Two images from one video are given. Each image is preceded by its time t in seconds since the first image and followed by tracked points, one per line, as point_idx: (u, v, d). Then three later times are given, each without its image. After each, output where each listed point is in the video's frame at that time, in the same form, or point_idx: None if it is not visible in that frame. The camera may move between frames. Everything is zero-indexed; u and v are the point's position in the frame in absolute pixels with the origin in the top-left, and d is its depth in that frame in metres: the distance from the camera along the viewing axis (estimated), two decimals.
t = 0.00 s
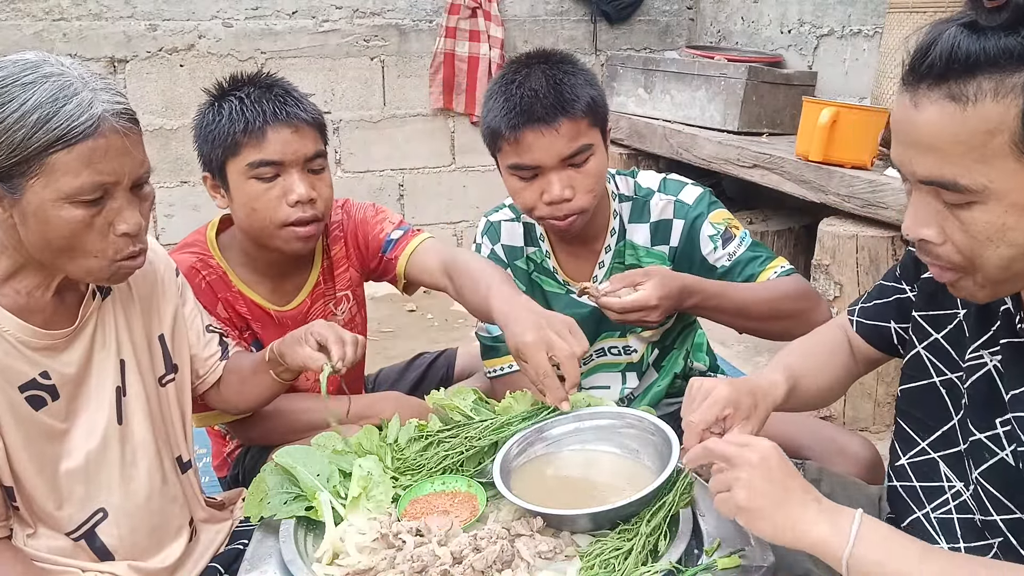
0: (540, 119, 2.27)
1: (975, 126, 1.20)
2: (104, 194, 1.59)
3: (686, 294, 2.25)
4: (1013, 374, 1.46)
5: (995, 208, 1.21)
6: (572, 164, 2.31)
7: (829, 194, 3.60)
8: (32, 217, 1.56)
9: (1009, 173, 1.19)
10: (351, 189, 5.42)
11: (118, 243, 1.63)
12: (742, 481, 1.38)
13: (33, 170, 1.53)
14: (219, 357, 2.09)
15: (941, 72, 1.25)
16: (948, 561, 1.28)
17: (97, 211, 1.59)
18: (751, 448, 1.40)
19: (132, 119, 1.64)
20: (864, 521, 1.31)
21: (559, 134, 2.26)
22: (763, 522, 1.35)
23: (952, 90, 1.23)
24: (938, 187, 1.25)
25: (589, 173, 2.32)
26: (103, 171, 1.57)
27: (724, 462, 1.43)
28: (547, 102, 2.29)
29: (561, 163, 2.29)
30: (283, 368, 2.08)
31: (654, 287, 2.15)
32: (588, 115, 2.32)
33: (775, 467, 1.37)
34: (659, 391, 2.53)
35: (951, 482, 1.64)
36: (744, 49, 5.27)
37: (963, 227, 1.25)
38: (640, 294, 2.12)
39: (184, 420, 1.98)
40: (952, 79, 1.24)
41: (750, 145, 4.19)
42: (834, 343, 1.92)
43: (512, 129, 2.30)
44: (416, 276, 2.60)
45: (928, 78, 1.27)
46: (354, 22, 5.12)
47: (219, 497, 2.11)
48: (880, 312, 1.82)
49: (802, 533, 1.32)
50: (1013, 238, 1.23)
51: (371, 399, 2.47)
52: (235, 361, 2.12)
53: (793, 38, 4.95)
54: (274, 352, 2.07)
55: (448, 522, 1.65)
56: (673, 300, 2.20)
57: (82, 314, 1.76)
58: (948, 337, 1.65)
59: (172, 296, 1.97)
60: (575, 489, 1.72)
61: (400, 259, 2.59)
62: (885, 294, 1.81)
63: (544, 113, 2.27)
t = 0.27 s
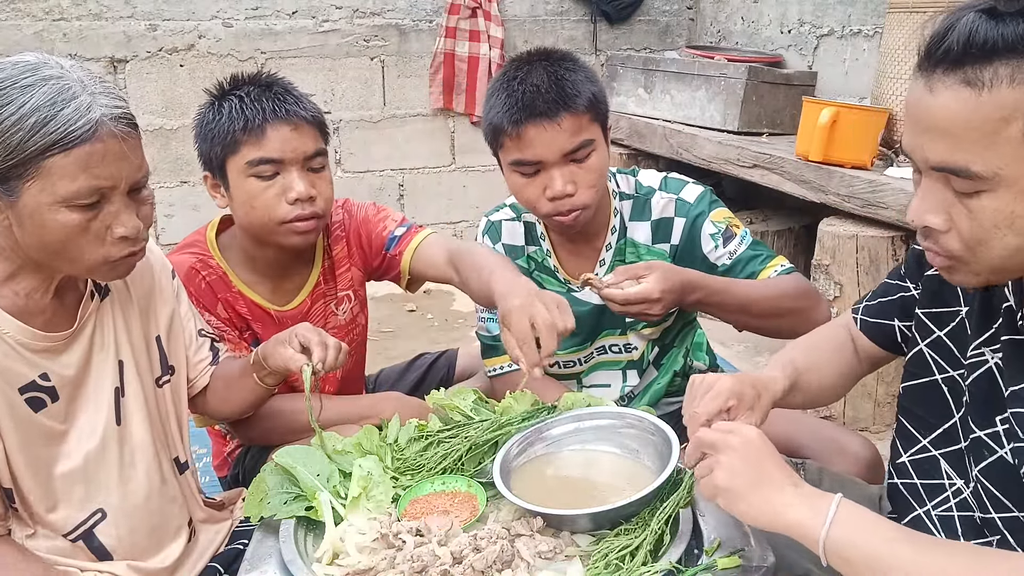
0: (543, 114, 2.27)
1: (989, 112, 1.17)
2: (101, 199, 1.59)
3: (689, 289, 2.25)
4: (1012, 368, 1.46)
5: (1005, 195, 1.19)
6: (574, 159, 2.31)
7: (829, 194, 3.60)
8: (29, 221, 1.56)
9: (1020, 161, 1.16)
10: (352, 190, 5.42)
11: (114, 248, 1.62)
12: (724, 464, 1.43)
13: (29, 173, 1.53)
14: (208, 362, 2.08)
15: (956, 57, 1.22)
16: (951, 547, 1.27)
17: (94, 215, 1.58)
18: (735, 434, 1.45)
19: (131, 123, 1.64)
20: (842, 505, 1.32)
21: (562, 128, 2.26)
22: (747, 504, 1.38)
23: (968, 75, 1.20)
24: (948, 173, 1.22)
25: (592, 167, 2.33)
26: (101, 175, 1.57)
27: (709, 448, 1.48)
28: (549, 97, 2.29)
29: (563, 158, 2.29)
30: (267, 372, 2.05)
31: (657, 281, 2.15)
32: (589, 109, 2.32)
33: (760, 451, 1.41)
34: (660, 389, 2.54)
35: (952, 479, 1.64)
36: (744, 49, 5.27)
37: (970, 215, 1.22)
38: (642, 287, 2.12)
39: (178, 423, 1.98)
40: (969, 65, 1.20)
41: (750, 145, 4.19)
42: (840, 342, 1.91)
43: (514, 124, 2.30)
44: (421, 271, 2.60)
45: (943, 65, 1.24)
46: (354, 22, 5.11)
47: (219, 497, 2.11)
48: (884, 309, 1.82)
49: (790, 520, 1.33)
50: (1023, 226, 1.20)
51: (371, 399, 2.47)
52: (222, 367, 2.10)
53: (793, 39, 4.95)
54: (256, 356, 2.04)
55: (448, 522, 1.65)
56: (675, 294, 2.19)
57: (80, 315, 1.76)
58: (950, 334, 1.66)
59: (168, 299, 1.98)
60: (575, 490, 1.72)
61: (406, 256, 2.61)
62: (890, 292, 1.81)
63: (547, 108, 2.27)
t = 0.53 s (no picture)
0: (544, 110, 2.28)
1: (998, 103, 1.17)
2: (98, 199, 1.59)
3: (682, 270, 2.23)
4: (1010, 368, 1.46)
5: (1007, 189, 1.18)
6: (576, 155, 2.30)
7: (829, 194, 3.60)
8: (26, 220, 1.56)
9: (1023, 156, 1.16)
10: (352, 190, 5.42)
11: (111, 247, 1.63)
12: (717, 457, 1.43)
13: (27, 173, 1.53)
14: (209, 360, 2.08)
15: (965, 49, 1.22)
16: (950, 545, 1.27)
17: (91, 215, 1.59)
18: (728, 427, 1.45)
19: (128, 124, 1.64)
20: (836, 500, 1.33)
21: (564, 124, 2.27)
22: (739, 498, 1.39)
23: (976, 66, 1.19)
24: (950, 166, 1.22)
25: (593, 164, 2.32)
26: (99, 176, 1.57)
27: (703, 440, 1.49)
28: (550, 93, 2.30)
29: (565, 154, 2.29)
30: (269, 373, 2.05)
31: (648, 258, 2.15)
32: (591, 107, 2.32)
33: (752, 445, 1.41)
34: (661, 390, 2.54)
35: (951, 481, 1.65)
36: (744, 49, 5.27)
37: (970, 209, 1.22)
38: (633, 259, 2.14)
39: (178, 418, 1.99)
40: (977, 57, 1.20)
41: (750, 145, 4.19)
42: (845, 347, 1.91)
43: (515, 121, 2.31)
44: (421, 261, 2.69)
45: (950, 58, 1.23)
46: (354, 22, 5.12)
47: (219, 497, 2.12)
48: (883, 317, 1.82)
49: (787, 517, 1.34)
50: None
51: (371, 399, 2.47)
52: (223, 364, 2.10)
53: (793, 39, 4.95)
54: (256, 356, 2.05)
55: (448, 522, 1.65)
56: (667, 274, 2.19)
57: (80, 314, 1.76)
58: (947, 336, 1.66)
59: (166, 296, 1.98)
60: (575, 490, 1.72)
61: (402, 245, 2.68)
62: (888, 299, 1.81)
63: (547, 105, 2.28)
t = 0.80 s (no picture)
0: (547, 108, 2.28)
1: (998, 102, 1.17)
2: (97, 195, 1.59)
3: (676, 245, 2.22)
4: (1012, 369, 1.46)
5: (1008, 186, 1.18)
6: (580, 154, 2.30)
7: (829, 194, 3.60)
8: (24, 217, 1.56)
9: None
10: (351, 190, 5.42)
11: (110, 243, 1.63)
12: (712, 462, 1.39)
13: (25, 171, 1.53)
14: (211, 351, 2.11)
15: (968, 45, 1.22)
16: (951, 546, 1.27)
17: (91, 211, 1.59)
18: (722, 428, 1.40)
19: (126, 121, 1.64)
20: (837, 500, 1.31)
21: (568, 122, 2.26)
22: (739, 504, 1.35)
23: (976, 65, 1.19)
24: (952, 164, 1.22)
25: (595, 164, 2.31)
26: (97, 173, 1.58)
27: (699, 441, 1.43)
28: (554, 90, 2.31)
29: (569, 153, 2.28)
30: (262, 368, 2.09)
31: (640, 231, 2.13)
32: (594, 104, 2.32)
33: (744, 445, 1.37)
34: (662, 392, 2.54)
35: (950, 483, 1.65)
36: (744, 49, 5.27)
37: (971, 207, 1.22)
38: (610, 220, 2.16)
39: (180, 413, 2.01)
40: (978, 55, 1.20)
41: (750, 145, 4.19)
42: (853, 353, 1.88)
43: (518, 119, 2.30)
44: (411, 253, 2.74)
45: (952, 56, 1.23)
46: (354, 22, 5.12)
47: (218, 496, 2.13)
48: (885, 323, 1.80)
49: (790, 523, 1.31)
50: None
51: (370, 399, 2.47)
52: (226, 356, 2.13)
53: (793, 39, 4.95)
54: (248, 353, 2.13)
55: (448, 521, 1.65)
56: (659, 246, 2.18)
57: (81, 310, 1.76)
58: (946, 338, 1.65)
59: (162, 291, 2.00)
60: (575, 489, 1.72)
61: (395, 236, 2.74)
62: (888, 307, 1.81)
63: (551, 102, 2.28)
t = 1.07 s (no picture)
0: (549, 105, 2.28)
1: (1010, 96, 1.16)
2: (97, 193, 1.59)
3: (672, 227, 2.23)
4: (1015, 366, 1.46)
5: (1017, 182, 1.18)
6: (581, 152, 2.30)
7: (829, 194, 3.59)
8: (24, 214, 1.56)
9: None
10: (351, 190, 5.42)
11: (109, 242, 1.63)
12: (685, 422, 1.24)
13: (25, 168, 1.53)
14: (212, 349, 2.13)
15: (977, 41, 1.21)
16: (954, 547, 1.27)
17: (90, 209, 1.59)
18: (696, 383, 1.26)
19: (125, 118, 1.65)
20: (825, 463, 1.22)
21: (569, 120, 2.27)
22: (718, 468, 1.23)
23: (987, 61, 1.19)
24: (962, 160, 1.21)
25: (597, 162, 2.32)
26: (97, 171, 1.57)
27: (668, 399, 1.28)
28: (556, 88, 2.30)
29: (570, 151, 2.29)
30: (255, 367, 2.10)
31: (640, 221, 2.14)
32: (597, 103, 2.32)
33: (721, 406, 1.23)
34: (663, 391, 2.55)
35: (954, 482, 1.66)
36: (744, 49, 5.27)
37: (981, 204, 1.22)
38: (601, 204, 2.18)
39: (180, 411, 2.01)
40: (990, 50, 1.19)
41: (750, 145, 4.19)
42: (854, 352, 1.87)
43: (520, 116, 2.30)
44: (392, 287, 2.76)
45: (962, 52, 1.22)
46: (354, 22, 5.12)
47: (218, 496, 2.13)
48: (888, 324, 1.79)
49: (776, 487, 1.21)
50: None
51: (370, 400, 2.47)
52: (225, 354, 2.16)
53: (793, 39, 4.95)
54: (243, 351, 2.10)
55: (448, 521, 1.65)
56: (656, 229, 2.19)
57: (80, 309, 1.76)
58: (949, 337, 1.66)
59: (162, 289, 2.00)
60: (575, 489, 1.72)
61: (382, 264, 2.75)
62: (890, 308, 1.80)
63: (554, 99, 2.28)
